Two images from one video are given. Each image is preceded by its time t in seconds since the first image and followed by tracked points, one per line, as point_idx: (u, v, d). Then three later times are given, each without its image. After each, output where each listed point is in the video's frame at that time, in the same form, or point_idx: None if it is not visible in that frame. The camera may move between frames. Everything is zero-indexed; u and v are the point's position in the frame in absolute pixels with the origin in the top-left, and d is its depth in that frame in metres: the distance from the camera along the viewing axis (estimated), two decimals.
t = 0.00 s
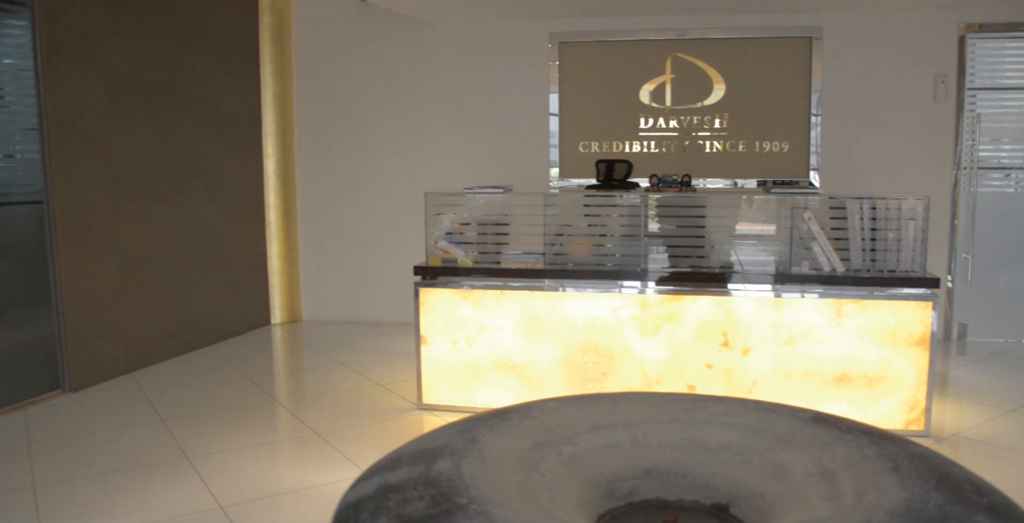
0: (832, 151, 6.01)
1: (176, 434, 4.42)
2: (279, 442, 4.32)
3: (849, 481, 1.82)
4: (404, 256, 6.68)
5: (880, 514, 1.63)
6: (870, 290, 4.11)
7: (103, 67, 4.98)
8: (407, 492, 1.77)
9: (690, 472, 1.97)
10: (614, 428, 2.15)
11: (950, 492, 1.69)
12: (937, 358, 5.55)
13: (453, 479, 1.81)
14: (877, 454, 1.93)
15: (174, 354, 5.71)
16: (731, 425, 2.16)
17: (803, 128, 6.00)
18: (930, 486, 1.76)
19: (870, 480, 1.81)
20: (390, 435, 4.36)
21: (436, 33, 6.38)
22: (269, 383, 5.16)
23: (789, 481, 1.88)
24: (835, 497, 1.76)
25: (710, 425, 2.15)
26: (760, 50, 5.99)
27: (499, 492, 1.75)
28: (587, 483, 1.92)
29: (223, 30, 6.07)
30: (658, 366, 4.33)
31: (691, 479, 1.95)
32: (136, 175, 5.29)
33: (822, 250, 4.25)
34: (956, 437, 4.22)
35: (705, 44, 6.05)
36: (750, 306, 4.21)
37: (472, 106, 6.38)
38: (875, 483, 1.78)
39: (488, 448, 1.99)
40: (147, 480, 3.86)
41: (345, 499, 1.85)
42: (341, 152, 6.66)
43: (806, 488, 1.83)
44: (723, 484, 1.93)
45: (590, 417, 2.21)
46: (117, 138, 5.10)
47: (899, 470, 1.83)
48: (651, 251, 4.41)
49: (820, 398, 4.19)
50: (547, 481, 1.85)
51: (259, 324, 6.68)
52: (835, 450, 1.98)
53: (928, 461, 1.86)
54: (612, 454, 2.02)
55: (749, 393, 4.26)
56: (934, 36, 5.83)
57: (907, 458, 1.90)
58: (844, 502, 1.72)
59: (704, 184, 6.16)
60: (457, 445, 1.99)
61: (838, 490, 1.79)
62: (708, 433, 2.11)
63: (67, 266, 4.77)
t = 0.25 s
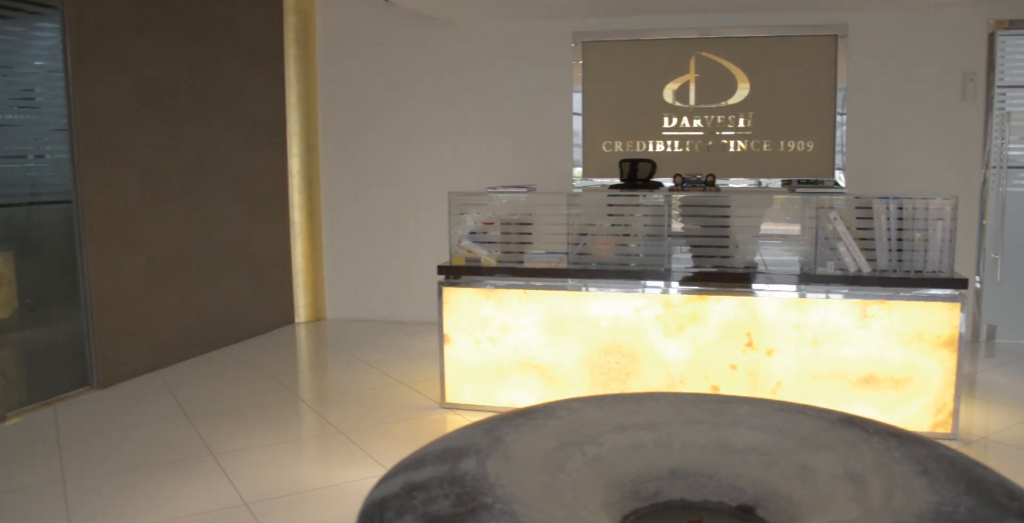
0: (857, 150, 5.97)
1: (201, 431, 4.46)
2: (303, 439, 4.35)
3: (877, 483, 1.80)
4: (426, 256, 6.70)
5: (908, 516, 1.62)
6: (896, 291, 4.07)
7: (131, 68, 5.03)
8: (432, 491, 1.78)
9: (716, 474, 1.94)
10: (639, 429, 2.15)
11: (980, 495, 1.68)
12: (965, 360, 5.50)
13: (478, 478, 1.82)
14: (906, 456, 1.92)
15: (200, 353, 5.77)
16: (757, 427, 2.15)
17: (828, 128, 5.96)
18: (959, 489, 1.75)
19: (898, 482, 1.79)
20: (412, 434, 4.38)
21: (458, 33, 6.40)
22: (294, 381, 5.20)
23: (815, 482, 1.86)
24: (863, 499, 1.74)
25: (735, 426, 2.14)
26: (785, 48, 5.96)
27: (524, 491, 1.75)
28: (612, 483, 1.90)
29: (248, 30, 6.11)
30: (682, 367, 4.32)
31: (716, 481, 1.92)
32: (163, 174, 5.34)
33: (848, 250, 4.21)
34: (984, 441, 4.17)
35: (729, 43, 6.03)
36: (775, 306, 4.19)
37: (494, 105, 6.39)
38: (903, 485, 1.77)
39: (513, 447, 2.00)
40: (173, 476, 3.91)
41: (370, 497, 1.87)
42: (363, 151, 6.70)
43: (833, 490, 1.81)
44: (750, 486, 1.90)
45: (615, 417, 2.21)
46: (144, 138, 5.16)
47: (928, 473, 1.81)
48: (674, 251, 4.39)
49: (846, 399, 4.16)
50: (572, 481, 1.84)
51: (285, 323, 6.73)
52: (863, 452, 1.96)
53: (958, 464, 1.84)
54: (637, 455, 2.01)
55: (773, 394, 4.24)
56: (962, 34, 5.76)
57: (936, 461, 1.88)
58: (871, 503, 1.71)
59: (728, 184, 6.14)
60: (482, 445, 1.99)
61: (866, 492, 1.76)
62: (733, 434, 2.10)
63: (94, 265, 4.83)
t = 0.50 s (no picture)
0: (885, 149, 5.92)
1: (228, 428, 4.50)
2: (328, 438, 4.38)
3: (908, 486, 1.77)
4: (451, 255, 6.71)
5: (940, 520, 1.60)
6: (925, 292, 4.03)
7: (160, 69, 5.09)
8: (459, 490, 1.79)
9: (743, 475, 1.92)
10: (667, 430, 2.14)
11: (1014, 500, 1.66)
12: (998, 363, 5.43)
13: (505, 478, 1.82)
14: (937, 460, 1.90)
15: (227, 351, 5.82)
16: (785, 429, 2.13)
17: (857, 127, 5.91)
18: (993, 494, 1.73)
19: (930, 486, 1.77)
20: (438, 433, 4.40)
21: (483, 32, 6.41)
22: (320, 380, 5.24)
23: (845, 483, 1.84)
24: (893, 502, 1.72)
25: (764, 427, 2.13)
26: (813, 47, 5.92)
27: (551, 491, 1.76)
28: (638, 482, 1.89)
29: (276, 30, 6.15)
30: (708, 367, 4.31)
31: (744, 482, 1.90)
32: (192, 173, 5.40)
33: (877, 251, 4.17)
34: (1016, 445, 4.11)
35: (756, 42, 6.00)
36: (803, 307, 4.16)
37: (518, 104, 6.40)
38: (935, 488, 1.75)
39: (540, 447, 2.00)
40: (201, 471, 3.95)
41: (397, 496, 1.88)
42: (386, 151, 6.74)
43: (864, 491, 1.78)
44: (778, 487, 1.87)
45: (643, 418, 2.21)
46: (173, 137, 5.22)
47: (960, 477, 1.79)
48: (701, 251, 4.39)
49: (874, 401, 4.12)
50: (600, 481, 1.83)
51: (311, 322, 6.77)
52: (893, 455, 1.94)
53: (992, 469, 1.82)
54: (665, 455, 2.00)
55: (800, 396, 4.22)
56: (994, 32, 5.69)
57: (969, 465, 1.86)
58: (902, 506, 1.69)
59: (756, 184, 6.10)
60: (509, 444, 2.00)
61: (896, 494, 1.74)
62: (761, 435, 2.09)
63: (123, 263, 4.89)
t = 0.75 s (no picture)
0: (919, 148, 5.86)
1: (260, 425, 4.56)
2: (360, 436, 4.41)
3: (947, 491, 1.74)
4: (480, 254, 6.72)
5: None
6: (961, 294, 3.98)
7: (195, 70, 5.16)
8: (492, 490, 1.79)
9: (777, 478, 1.88)
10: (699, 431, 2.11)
11: None
12: None
13: (538, 478, 1.82)
14: (976, 465, 1.86)
15: (260, 348, 5.88)
16: (821, 431, 2.09)
17: (891, 126, 5.85)
18: None
19: (970, 491, 1.73)
20: (468, 432, 4.41)
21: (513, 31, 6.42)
22: (352, 378, 5.27)
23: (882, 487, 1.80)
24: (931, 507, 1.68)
25: (798, 429, 2.09)
26: (846, 46, 5.86)
27: (584, 491, 1.75)
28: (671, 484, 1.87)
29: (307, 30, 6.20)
30: (740, 368, 4.29)
31: (778, 485, 1.87)
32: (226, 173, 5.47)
33: (912, 252, 4.12)
34: None
35: (789, 40, 5.95)
36: (837, 308, 4.13)
37: (548, 103, 6.40)
38: (974, 493, 1.72)
39: (573, 447, 1.99)
40: (234, 467, 4.01)
41: (430, 495, 1.89)
42: (415, 150, 6.77)
43: (901, 495, 1.75)
44: (812, 490, 1.84)
45: (676, 419, 2.18)
46: (208, 138, 5.29)
47: (1000, 482, 1.76)
48: (733, 251, 4.37)
49: (909, 404, 4.08)
50: (633, 482, 1.82)
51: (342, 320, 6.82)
52: (932, 459, 1.90)
53: None
54: (698, 457, 1.97)
55: (834, 398, 4.18)
56: None
57: (1010, 470, 1.83)
58: (941, 511, 1.66)
59: (790, 185, 6.06)
60: (542, 444, 1.99)
61: (935, 499, 1.71)
62: (796, 437, 2.05)
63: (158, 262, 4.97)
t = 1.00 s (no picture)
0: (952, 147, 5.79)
1: (291, 424, 4.59)
2: (389, 435, 4.43)
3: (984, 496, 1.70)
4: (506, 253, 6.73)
5: None
6: (997, 295, 3.90)
7: (228, 71, 5.22)
8: (522, 490, 1.79)
9: (809, 481, 1.84)
10: (729, 432, 2.05)
11: None
12: None
13: (569, 478, 1.82)
14: (1016, 470, 1.81)
15: (290, 347, 5.93)
16: (854, 433, 2.03)
17: (925, 125, 5.79)
18: None
19: (1008, 497, 1.69)
20: (497, 432, 4.41)
21: (541, 31, 6.42)
22: (381, 378, 5.30)
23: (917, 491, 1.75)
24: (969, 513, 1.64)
25: (830, 431, 2.03)
26: (880, 44, 5.80)
27: (616, 492, 1.74)
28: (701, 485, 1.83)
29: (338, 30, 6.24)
30: (771, 369, 4.27)
31: (811, 488, 1.82)
32: (258, 173, 5.51)
33: (947, 252, 4.05)
34: None
35: (822, 39, 5.90)
36: (869, 310, 4.08)
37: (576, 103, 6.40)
38: (1013, 498, 1.68)
39: (603, 448, 1.97)
40: (266, 464, 4.05)
41: (462, 493, 1.90)
42: (442, 149, 6.80)
43: (937, 500, 1.70)
44: (845, 493, 1.79)
45: (706, 420, 2.12)
46: (240, 138, 5.34)
47: None
48: (763, 251, 4.34)
49: (943, 407, 4.01)
50: (663, 484, 1.79)
51: (371, 318, 6.85)
52: (968, 464, 1.85)
53: None
54: (728, 459, 1.92)
55: (866, 400, 4.14)
56: None
57: None
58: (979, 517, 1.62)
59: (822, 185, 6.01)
60: (572, 444, 1.98)
61: (972, 504, 1.67)
62: (828, 441, 1.99)
63: (191, 261, 5.02)
